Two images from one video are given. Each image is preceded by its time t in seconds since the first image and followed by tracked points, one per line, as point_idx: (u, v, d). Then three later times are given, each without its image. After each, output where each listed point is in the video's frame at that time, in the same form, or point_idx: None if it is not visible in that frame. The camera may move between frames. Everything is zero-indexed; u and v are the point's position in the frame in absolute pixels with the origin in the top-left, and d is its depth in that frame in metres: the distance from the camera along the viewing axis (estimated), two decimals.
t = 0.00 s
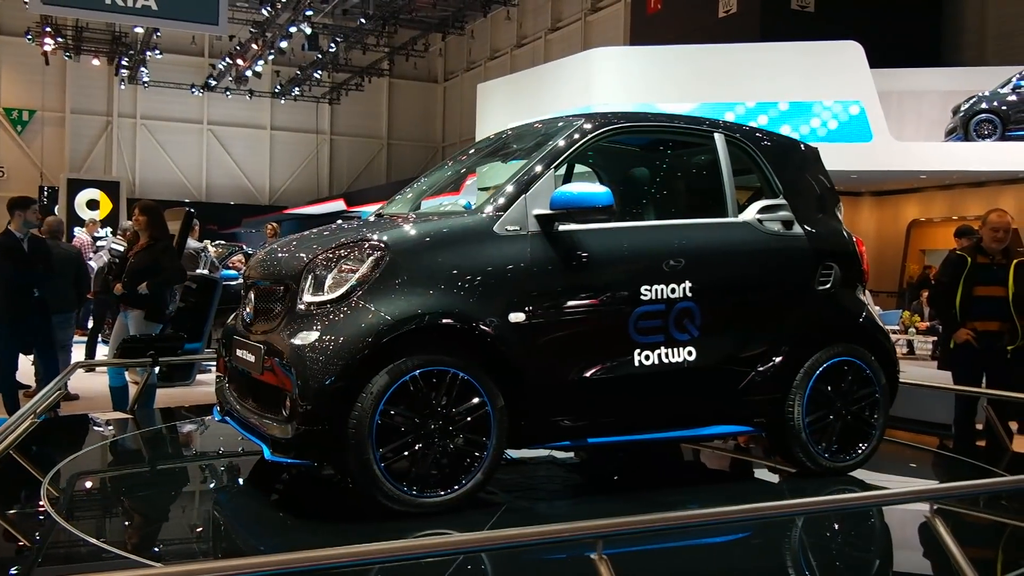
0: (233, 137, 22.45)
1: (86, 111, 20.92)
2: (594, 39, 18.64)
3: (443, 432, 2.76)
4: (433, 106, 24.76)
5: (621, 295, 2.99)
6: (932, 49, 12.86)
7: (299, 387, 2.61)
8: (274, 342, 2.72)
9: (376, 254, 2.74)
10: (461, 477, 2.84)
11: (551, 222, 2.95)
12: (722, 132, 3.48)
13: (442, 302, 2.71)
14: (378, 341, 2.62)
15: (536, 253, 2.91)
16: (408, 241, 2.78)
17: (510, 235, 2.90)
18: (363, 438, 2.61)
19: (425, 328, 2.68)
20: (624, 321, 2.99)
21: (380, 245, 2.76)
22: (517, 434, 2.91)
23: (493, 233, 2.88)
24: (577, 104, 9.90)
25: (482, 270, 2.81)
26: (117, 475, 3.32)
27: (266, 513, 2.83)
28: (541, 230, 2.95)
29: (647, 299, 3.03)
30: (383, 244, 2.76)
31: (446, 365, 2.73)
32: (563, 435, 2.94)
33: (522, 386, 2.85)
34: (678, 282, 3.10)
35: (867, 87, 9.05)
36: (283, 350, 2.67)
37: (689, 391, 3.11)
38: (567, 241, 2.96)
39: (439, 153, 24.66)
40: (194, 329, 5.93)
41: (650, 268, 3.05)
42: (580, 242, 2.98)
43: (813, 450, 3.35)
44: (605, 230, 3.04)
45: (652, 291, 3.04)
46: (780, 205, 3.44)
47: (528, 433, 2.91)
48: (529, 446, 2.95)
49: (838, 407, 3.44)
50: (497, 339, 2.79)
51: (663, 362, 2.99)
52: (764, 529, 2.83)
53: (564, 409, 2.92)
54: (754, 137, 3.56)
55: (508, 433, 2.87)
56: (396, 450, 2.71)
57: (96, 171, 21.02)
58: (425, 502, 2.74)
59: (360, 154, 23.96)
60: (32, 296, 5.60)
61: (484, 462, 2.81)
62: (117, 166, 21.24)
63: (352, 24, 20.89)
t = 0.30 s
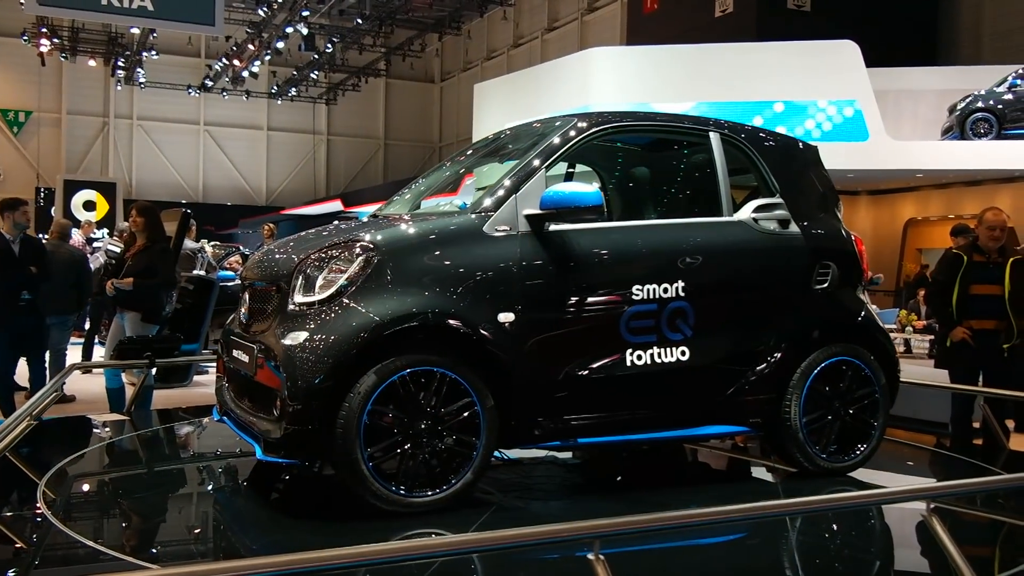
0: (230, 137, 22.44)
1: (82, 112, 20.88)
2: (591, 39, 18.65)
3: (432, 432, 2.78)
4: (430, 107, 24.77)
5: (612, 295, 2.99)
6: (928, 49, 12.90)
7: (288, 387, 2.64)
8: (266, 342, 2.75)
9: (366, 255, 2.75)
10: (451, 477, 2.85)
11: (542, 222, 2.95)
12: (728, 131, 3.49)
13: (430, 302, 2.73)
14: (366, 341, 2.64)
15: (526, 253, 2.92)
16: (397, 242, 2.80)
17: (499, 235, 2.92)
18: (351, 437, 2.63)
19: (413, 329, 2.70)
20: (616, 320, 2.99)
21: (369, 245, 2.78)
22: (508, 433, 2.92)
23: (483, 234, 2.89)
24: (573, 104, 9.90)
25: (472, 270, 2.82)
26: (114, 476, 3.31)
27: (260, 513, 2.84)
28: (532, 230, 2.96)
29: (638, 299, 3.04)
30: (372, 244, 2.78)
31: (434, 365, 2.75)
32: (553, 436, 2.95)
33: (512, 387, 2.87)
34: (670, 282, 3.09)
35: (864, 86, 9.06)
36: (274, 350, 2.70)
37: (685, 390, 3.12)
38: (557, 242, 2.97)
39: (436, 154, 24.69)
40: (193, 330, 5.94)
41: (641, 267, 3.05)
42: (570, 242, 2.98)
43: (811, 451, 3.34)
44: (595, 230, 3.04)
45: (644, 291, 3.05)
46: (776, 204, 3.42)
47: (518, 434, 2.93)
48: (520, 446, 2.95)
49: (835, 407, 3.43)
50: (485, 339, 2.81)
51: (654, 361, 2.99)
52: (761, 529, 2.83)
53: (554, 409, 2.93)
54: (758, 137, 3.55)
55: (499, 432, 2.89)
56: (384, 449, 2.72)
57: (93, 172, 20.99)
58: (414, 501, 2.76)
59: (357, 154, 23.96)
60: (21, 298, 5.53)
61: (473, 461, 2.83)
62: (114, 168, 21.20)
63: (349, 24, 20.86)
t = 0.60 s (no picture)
0: (228, 136, 22.41)
1: (79, 111, 20.84)
2: (589, 39, 18.64)
3: (421, 430, 2.80)
4: (427, 106, 24.76)
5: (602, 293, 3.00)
6: (926, 49, 12.91)
7: (279, 384, 2.67)
8: (259, 340, 2.79)
9: (356, 254, 2.79)
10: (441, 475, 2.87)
11: (533, 222, 2.96)
12: (734, 131, 3.50)
13: (419, 301, 2.75)
14: (355, 339, 2.67)
15: (518, 252, 2.93)
16: (388, 242, 2.83)
17: (490, 234, 2.93)
18: (340, 434, 2.66)
19: (402, 328, 2.73)
20: (607, 319, 2.99)
21: (359, 245, 2.82)
22: (499, 433, 2.92)
23: (474, 234, 2.91)
24: (571, 104, 9.90)
25: (462, 270, 2.84)
26: (111, 475, 3.30)
27: (253, 511, 2.85)
28: (523, 228, 2.97)
29: (630, 299, 3.03)
30: (362, 244, 2.82)
31: (423, 363, 2.77)
32: (543, 435, 2.95)
33: (501, 386, 2.88)
34: (664, 280, 3.09)
35: (861, 85, 9.08)
36: (266, 348, 2.74)
37: (683, 390, 3.12)
38: (547, 241, 2.98)
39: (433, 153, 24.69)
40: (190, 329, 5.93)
41: (632, 266, 3.06)
42: (561, 241, 2.99)
43: (808, 452, 3.33)
44: (587, 229, 3.04)
45: (635, 291, 3.04)
46: (774, 203, 3.41)
47: (508, 433, 2.93)
48: (510, 445, 2.95)
49: (834, 408, 3.41)
50: (474, 339, 2.82)
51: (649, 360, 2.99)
52: (758, 531, 2.82)
53: (545, 408, 2.93)
54: (764, 139, 3.55)
55: (488, 431, 2.89)
56: (372, 447, 2.75)
57: (89, 171, 20.95)
58: (402, 498, 2.78)
59: (355, 154, 23.94)
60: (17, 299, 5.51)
61: (463, 459, 2.85)
62: (111, 167, 21.16)
63: (346, 23, 20.81)
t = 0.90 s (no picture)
0: (225, 137, 22.39)
1: (76, 111, 20.81)
2: (586, 39, 18.66)
3: (410, 429, 2.81)
4: (425, 106, 24.77)
5: (594, 293, 3.00)
6: (923, 49, 12.93)
7: (271, 383, 2.69)
8: (253, 339, 2.81)
9: (346, 254, 2.80)
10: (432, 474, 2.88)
11: (525, 223, 2.96)
12: (740, 132, 3.50)
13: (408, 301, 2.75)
14: (345, 339, 2.68)
15: (508, 252, 2.94)
16: (380, 242, 2.83)
17: (481, 234, 2.94)
18: (329, 434, 2.68)
19: (392, 328, 2.74)
20: (600, 320, 3.00)
21: (349, 244, 2.82)
22: (490, 433, 2.94)
23: (465, 234, 2.92)
24: (568, 104, 9.90)
25: (454, 270, 2.85)
26: (108, 476, 3.29)
27: (247, 511, 2.85)
28: (514, 228, 2.98)
29: (623, 299, 3.03)
30: (352, 243, 2.83)
31: (412, 363, 2.78)
32: (535, 435, 2.94)
33: (492, 386, 2.89)
34: (657, 281, 3.09)
35: (858, 86, 9.08)
36: (258, 347, 2.76)
37: (679, 390, 3.12)
38: (539, 242, 2.98)
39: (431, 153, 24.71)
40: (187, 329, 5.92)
41: (624, 268, 3.05)
42: (552, 240, 3.00)
43: (807, 454, 3.32)
44: (579, 229, 3.05)
45: (629, 291, 3.04)
46: (771, 203, 3.40)
47: (499, 432, 2.94)
48: (502, 446, 2.96)
49: (833, 409, 3.40)
50: (465, 339, 2.82)
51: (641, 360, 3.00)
52: (756, 532, 2.81)
53: (537, 408, 2.94)
54: (769, 140, 3.55)
55: (479, 430, 2.91)
56: (361, 446, 2.77)
57: (87, 172, 20.94)
58: (391, 497, 2.80)
59: (352, 154, 23.94)
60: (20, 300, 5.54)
61: (453, 459, 2.86)
62: (108, 167, 21.15)
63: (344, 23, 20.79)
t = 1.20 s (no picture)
0: (223, 135, 22.36)
1: (75, 109, 20.79)
2: (585, 39, 18.66)
3: (400, 428, 2.83)
4: (424, 105, 24.76)
5: (584, 294, 2.99)
6: (922, 50, 12.94)
7: (262, 380, 2.71)
8: (247, 336, 2.84)
9: (338, 252, 2.82)
10: (422, 472, 2.90)
11: (517, 221, 2.98)
12: (748, 134, 3.49)
13: (399, 300, 2.77)
14: (336, 336, 2.71)
15: (500, 251, 2.94)
16: (372, 241, 2.86)
17: (473, 234, 2.95)
18: (318, 431, 2.71)
19: (382, 326, 2.76)
20: (592, 319, 3.00)
21: (342, 243, 2.85)
22: (482, 431, 2.95)
23: (456, 233, 2.93)
24: (567, 104, 9.90)
25: (446, 269, 2.87)
26: (104, 474, 3.28)
27: (241, 508, 2.86)
28: (506, 227, 2.98)
29: (616, 298, 3.03)
30: (345, 242, 2.85)
31: (402, 362, 2.80)
32: (525, 434, 2.94)
33: (482, 384, 2.90)
34: (651, 281, 3.08)
35: (857, 88, 9.10)
36: (252, 344, 2.79)
37: (677, 390, 3.12)
38: (532, 241, 2.98)
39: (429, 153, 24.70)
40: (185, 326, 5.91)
41: (631, 266, 3.07)
42: (545, 240, 3.00)
43: (804, 456, 3.30)
44: (572, 229, 3.05)
45: (622, 291, 3.04)
46: (769, 203, 3.37)
47: (490, 431, 2.95)
48: (493, 444, 2.97)
49: (831, 410, 3.38)
50: (455, 337, 2.83)
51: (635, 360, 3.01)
52: (752, 533, 2.80)
53: (529, 408, 2.94)
54: (777, 145, 3.52)
55: (470, 428, 2.91)
56: (351, 444, 2.80)
57: (85, 170, 20.92)
58: (381, 495, 2.82)
59: (350, 153, 23.93)
60: (31, 296, 5.41)
61: (444, 458, 2.87)
62: (107, 165, 21.14)
63: (342, 22, 20.74)
